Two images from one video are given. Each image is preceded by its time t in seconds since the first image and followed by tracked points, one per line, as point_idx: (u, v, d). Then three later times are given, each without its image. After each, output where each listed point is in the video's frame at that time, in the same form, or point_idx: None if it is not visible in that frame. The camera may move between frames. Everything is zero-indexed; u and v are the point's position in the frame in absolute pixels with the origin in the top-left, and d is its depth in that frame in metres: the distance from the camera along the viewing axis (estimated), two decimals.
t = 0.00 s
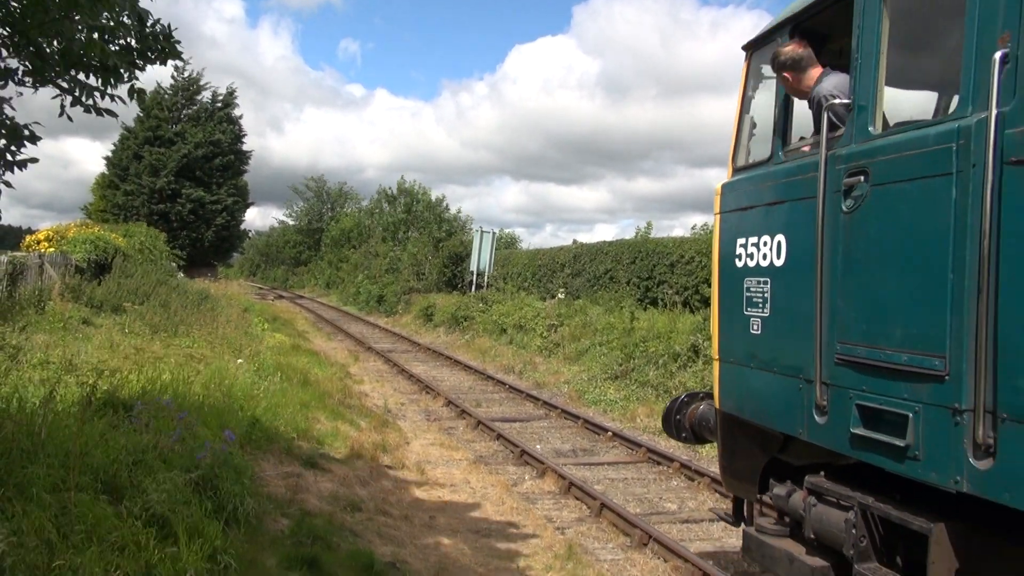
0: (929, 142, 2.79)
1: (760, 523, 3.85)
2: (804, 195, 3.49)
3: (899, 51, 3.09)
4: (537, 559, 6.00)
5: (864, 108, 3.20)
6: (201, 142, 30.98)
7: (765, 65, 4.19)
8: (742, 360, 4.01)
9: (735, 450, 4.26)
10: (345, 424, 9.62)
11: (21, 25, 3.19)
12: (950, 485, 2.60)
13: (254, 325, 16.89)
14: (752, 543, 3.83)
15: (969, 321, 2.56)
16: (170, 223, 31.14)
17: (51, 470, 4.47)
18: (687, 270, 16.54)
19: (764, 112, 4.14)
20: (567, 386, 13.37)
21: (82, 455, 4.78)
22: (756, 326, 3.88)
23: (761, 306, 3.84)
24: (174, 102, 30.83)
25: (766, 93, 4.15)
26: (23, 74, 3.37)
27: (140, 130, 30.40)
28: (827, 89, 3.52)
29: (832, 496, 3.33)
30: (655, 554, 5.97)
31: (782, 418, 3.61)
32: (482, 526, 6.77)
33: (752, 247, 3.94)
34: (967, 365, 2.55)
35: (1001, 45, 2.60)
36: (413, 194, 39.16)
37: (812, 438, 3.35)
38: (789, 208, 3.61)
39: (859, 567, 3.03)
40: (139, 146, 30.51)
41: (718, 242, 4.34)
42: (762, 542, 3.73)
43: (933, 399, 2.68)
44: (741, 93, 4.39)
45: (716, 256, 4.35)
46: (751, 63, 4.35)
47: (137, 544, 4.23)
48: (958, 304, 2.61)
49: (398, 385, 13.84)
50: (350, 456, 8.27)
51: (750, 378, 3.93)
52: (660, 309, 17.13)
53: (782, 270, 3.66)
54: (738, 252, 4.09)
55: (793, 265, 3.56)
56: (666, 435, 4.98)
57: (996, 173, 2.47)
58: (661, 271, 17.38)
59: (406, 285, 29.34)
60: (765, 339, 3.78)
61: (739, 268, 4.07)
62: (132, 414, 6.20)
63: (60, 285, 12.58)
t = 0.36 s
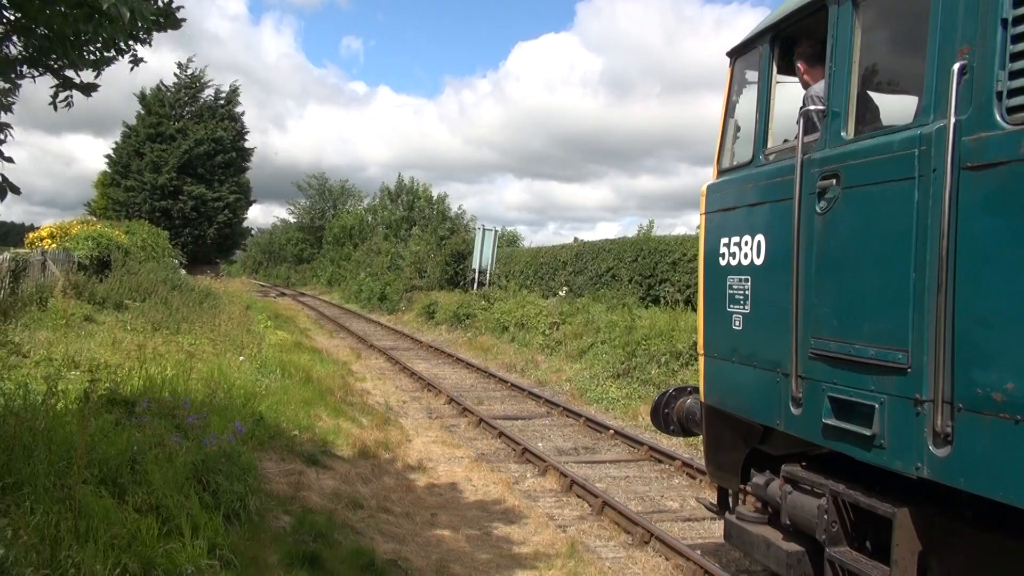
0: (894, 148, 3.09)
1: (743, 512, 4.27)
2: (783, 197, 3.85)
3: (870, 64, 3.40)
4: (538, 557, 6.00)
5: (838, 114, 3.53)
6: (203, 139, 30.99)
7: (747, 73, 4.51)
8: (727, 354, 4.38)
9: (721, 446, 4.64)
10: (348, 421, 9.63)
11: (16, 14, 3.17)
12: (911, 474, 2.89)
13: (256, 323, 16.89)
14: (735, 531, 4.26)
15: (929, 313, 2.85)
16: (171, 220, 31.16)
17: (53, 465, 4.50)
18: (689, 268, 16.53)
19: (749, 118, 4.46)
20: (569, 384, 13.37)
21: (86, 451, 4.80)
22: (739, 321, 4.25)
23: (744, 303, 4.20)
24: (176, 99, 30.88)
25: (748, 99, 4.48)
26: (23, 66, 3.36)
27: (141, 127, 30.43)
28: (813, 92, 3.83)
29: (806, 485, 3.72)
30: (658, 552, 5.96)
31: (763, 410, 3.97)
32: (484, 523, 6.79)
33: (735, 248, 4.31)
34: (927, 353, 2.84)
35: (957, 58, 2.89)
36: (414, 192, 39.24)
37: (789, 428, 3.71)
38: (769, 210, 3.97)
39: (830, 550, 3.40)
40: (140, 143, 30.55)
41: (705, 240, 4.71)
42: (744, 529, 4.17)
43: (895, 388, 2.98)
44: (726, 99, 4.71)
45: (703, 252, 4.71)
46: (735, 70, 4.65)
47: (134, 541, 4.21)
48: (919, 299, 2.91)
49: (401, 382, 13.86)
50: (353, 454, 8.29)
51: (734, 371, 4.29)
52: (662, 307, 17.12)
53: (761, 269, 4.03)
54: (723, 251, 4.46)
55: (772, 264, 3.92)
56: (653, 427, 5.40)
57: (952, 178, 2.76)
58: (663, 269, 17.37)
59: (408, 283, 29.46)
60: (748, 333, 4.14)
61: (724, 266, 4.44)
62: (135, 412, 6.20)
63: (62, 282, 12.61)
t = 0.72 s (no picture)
0: (862, 154, 3.29)
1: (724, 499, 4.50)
2: (761, 199, 4.05)
3: (841, 73, 3.61)
4: (540, 555, 6.00)
5: (813, 120, 3.75)
6: (205, 137, 31.04)
7: (731, 78, 4.72)
8: (709, 349, 4.57)
9: (705, 438, 4.88)
10: (350, 420, 9.64)
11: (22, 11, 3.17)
12: (876, 460, 3.09)
13: (258, 321, 16.90)
14: (716, 518, 4.47)
15: (892, 309, 3.06)
16: (174, 217, 31.20)
17: (55, 461, 4.51)
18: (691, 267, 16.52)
19: (732, 121, 4.66)
20: (571, 383, 13.37)
21: (89, 449, 4.80)
22: (721, 318, 4.44)
23: (725, 300, 4.39)
24: (179, 97, 30.91)
25: (731, 103, 4.68)
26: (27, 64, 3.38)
27: (144, 125, 30.46)
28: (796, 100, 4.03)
29: (783, 473, 3.95)
30: (660, 551, 5.95)
31: (743, 401, 4.16)
32: (486, 522, 6.80)
33: (717, 247, 4.50)
34: (891, 346, 3.05)
35: (918, 69, 3.10)
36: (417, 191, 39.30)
37: (767, 418, 3.91)
38: (749, 212, 4.15)
39: (804, 535, 3.65)
40: (142, 141, 30.57)
41: (688, 240, 4.90)
42: (724, 517, 4.39)
43: (861, 379, 3.19)
44: (711, 103, 4.92)
45: (687, 251, 4.89)
46: (720, 76, 4.87)
47: (136, 536, 4.22)
48: (884, 295, 3.11)
49: (402, 380, 13.87)
50: (355, 451, 8.31)
51: (715, 366, 4.48)
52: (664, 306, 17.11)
53: (741, 268, 4.21)
54: (706, 250, 4.65)
55: (750, 263, 4.12)
56: (643, 420, 5.57)
57: (913, 181, 2.97)
58: (665, 268, 17.37)
59: (410, 281, 29.58)
60: (728, 328, 4.34)
61: (707, 265, 4.63)
62: (139, 410, 6.20)
63: (65, 280, 12.64)
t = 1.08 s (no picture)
0: (831, 159, 3.40)
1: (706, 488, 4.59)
2: (740, 200, 4.15)
3: (815, 79, 3.71)
4: (541, 555, 6.00)
5: (787, 126, 3.85)
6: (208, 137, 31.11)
7: (714, 84, 4.79)
8: (692, 346, 4.66)
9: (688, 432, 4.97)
10: (352, 419, 9.65)
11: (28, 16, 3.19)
12: (842, 448, 3.20)
13: (261, 320, 16.91)
14: (699, 506, 4.59)
15: (857, 308, 3.15)
16: (176, 217, 31.23)
17: (59, 462, 4.52)
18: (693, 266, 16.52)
19: (715, 124, 4.71)
20: (573, 382, 13.37)
21: (90, 449, 4.78)
22: (703, 315, 4.53)
23: (707, 298, 4.48)
24: (182, 97, 30.94)
25: (715, 108, 4.73)
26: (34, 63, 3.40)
27: (147, 125, 30.50)
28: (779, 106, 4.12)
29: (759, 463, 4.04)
30: (661, 550, 5.95)
31: (723, 394, 4.25)
32: (487, 521, 6.80)
33: (701, 247, 4.59)
34: (856, 341, 3.14)
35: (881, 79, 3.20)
36: (419, 190, 39.32)
37: (745, 411, 4.00)
38: (730, 213, 4.25)
39: (778, 521, 3.74)
40: (145, 140, 30.60)
41: (674, 240, 4.99)
42: (706, 505, 4.49)
43: (829, 373, 3.29)
44: (695, 110, 4.98)
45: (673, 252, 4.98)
46: (703, 83, 4.95)
47: (136, 536, 4.22)
48: (850, 294, 3.21)
49: (404, 380, 13.88)
50: (357, 451, 8.31)
51: (698, 361, 4.57)
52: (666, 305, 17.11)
53: (723, 267, 4.30)
54: (690, 250, 4.74)
55: (730, 261, 4.21)
56: (632, 414, 5.63)
57: (875, 186, 3.07)
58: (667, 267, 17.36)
59: (412, 280, 29.59)
60: (710, 325, 4.43)
61: (691, 264, 4.72)
62: (141, 410, 6.19)
63: (67, 279, 12.65)
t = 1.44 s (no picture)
0: (802, 163, 3.51)
1: (686, 478, 4.68)
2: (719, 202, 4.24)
3: (790, 84, 3.81)
4: (543, 555, 6.00)
5: (763, 133, 3.95)
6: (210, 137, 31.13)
7: (697, 91, 4.85)
8: (674, 342, 4.73)
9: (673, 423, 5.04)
10: (353, 418, 9.65)
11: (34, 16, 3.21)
12: (809, 436, 3.32)
13: (262, 320, 16.91)
14: (680, 496, 4.66)
15: (823, 306, 3.28)
16: (178, 216, 31.24)
17: (63, 461, 4.54)
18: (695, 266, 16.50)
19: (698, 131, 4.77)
20: (574, 382, 13.37)
21: (91, 448, 4.79)
22: (685, 312, 4.60)
23: (689, 296, 4.56)
24: (182, 97, 30.96)
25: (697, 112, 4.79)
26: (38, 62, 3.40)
27: (148, 124, 30.51)
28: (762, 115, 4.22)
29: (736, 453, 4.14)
30: (661, 549, 5.96)
31: (703, 388, 4.33)
32: (488, 520, 6.80)
33: (683, 247, 4.67)
34: (823, 335, 3.27)
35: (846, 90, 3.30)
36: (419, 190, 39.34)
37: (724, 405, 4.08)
38: (710, 215, 4.34)
39: (752, 508, 3.86)
40: (146, 140, 30.61)
41: (659, 241, 5.06)
42: (685, 494, 4.60)
43: (798, 366, 3.41)
44: (679, 115, 5.04)
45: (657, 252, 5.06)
46: (687, 90, 5.00)
47: (136, 533, 4.21)
48: (818, 293, 3.32)
49: (405, 379, 13.87)
50: (358, 450, 8.32)
51: (680, 357, 4.65)
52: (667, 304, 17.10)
53: (704, 267, 4.38)
54: (673, 250, 4.81)
55: (710, 261, 4.30)
56: (619, 409, 5.66)
57: (839, 192, 3.19)
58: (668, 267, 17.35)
59: (413, 279, 29.57)
60: (691, 323, 4.51)
61: (673, 263, 4.79)
62: (143, 409, 6.19)
63: (68, 279, 12.66)
